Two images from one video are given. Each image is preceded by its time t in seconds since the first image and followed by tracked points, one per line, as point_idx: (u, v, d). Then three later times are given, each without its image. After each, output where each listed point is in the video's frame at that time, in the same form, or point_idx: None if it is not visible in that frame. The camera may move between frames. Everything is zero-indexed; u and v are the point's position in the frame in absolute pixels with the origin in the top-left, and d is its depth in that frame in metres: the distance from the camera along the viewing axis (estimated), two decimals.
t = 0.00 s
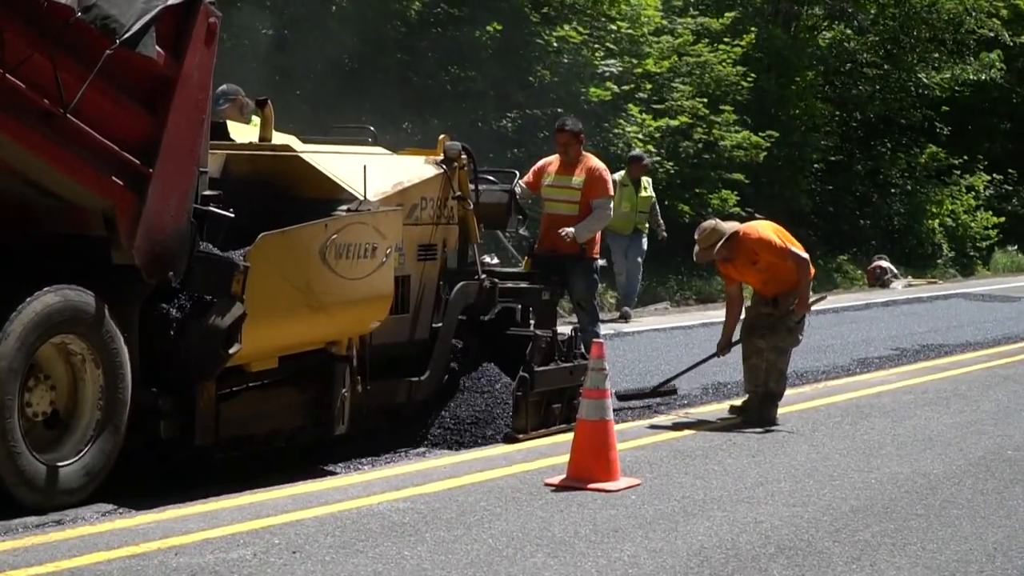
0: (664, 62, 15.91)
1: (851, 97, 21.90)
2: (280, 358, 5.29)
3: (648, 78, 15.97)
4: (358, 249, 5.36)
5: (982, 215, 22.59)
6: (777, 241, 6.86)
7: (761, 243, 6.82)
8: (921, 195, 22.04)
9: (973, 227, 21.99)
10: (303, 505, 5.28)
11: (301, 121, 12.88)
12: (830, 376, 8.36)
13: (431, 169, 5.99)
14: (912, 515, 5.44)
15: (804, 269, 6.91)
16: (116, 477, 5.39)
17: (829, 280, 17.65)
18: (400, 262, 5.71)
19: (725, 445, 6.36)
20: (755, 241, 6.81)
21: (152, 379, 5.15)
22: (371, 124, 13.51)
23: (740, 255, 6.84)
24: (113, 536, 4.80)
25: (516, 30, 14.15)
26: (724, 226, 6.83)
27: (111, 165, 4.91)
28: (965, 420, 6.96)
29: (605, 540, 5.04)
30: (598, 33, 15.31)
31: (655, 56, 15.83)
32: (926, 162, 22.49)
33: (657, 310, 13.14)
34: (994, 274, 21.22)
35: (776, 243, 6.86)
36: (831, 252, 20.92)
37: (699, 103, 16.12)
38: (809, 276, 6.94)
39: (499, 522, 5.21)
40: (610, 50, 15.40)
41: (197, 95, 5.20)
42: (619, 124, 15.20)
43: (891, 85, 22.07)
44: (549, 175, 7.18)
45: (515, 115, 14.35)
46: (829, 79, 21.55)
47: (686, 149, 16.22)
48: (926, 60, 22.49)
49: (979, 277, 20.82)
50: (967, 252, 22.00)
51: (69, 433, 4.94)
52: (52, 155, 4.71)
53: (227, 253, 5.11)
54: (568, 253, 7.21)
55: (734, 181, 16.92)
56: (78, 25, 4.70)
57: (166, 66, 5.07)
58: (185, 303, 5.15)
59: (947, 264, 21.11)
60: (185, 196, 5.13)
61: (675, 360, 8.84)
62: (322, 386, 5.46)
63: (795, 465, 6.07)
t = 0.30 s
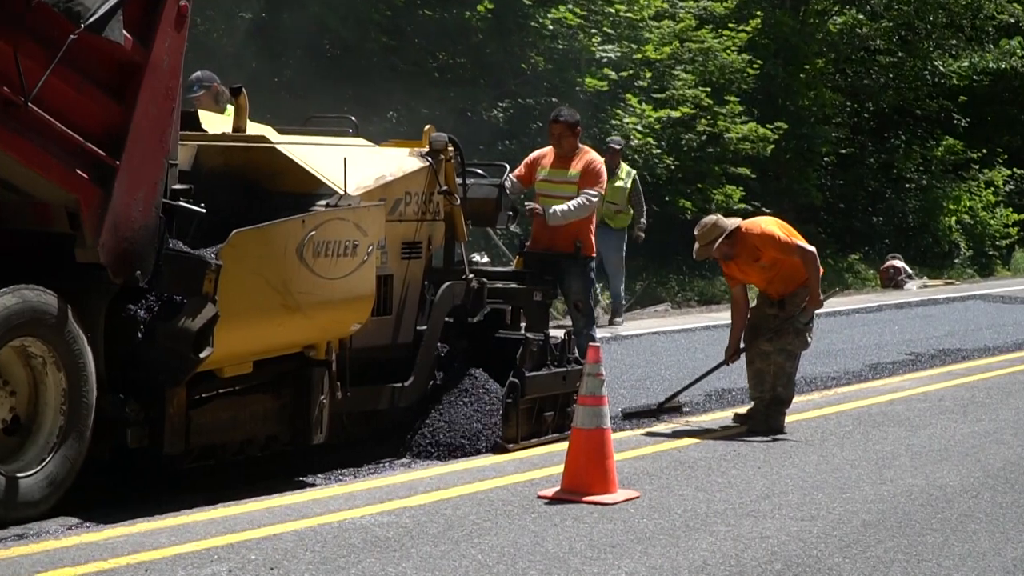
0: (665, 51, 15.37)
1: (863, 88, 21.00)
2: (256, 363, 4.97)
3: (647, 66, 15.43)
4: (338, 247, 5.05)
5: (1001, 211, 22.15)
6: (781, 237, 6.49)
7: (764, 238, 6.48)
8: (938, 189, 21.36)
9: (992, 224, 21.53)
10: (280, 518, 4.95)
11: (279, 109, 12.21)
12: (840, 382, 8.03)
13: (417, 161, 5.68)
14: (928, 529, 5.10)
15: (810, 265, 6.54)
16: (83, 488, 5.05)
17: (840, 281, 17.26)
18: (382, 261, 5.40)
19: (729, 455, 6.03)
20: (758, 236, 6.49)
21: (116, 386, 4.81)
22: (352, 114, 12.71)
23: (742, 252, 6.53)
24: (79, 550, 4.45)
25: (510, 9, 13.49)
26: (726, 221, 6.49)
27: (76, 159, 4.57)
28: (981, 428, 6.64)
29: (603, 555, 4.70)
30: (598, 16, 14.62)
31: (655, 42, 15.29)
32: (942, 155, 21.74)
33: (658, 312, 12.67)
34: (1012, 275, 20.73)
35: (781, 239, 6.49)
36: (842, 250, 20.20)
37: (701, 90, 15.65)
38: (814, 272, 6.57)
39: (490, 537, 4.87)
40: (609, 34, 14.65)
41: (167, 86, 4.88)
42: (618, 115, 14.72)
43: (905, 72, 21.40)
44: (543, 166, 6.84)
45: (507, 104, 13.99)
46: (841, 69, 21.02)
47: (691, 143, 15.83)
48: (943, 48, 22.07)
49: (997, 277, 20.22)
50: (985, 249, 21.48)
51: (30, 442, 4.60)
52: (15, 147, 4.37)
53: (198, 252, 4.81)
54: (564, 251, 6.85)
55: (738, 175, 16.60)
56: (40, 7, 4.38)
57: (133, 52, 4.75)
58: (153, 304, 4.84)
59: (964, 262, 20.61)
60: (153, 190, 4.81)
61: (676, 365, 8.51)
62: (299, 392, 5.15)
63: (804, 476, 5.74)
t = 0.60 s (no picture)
0: (664, 38, 14.60)
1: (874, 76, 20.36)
2: (227, 369, 4.68)
3: (645, 53, 14.52)
4: (315, 245, 4.75)
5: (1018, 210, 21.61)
6: (787, 236, 6.18)
7: (769, 237, 6.17)
8: (955, 185, 20.64)
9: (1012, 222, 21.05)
10: (255, 534, 4.65)
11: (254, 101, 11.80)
12: (849, 389, 7.71)
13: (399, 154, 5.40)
14: (944, 546, 4.78)
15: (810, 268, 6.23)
16: (46, 503, 4.75)
17: (850, 282, 16.82)
18: (361, 260, 5.12)
19: (732, 468, 5.72)
20: (764, 235, 6.18)
21: (80, 393, 4.50)
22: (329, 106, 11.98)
23: (746, 249, 6.22)
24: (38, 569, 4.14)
25: None
26: (730, 216, 6.17)
27: (36, 151, 4.25)
28: (997, 439, 6.32)
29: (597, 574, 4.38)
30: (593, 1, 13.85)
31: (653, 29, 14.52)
32: (959, 149, 21.02)
33: (656, 316, 12.25)
34: None
35: (788, 240, 6.18)
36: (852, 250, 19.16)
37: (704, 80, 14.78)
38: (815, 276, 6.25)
39: (478, 554, 4.56)
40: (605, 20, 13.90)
41: (133, 74, 4.55)
42: (613, 105, 14.07)
43: (919, 60, 20.95)
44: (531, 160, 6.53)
45: (496, 94, 13.05)
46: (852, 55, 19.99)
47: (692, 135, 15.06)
48: (961, 34, 21.79)
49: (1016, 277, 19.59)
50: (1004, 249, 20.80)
51: None
52: None
53: (166, 250, 4.48)
54: (554, 249, 6.53)
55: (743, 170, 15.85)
56: None
57: (96, 38, 4.42)
58: (118, 307, 4.47)
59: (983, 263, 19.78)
60: (118, 186, 4.47)
61: (673, 372, 8.15)
62: (273, 400, 4.86)
63: (812, 490, 5.42)
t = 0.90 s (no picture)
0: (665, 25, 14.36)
1: (889, 65, 19.55)
2: (199, 376, 4.40)
3: (646, 40, 14.32)
4: (292, 244, 4.48)
5: None
6: (796, 223, 5.89)
7: (776, 226, 5.88)
8: (975, 181, 20.11)
9: None
10: (231, 551, 4.35)
11: (232, 90, 11.46)
12: (864, 399, 7.40)
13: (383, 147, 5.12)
14: (963, 565, 4.47)
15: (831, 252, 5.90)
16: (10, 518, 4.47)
17: (865, 284, 16.43)
18: (342, 260, 4.85)
19: (738, 482, 5.42)
20: (770, 224, 5.89)
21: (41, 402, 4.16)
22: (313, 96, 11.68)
23: (753, 241, 5.93)
24: None
25: None
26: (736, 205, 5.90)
27: None
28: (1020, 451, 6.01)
29: None
30: None
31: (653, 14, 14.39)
32: (979, 142, 20.49)
33: (658, 319, 11.93)
34: None
35: (798, 226, 5.88)
36: (865, 249, 18.78)
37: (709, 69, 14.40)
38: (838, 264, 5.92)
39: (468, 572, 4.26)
40: (605, 6, 13.97)
41: (98, 60, 4.22)
42: (613, 95, 13.87)
43: (937, 48, 20.39)
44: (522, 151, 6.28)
45: (488, 84, 13.00)
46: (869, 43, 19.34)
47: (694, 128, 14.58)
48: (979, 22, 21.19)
49: None
50: None
51: None
52: None
53: (134, 249, 4.19)
54: (548, 248, 6.23)
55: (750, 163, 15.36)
56: None
57: (60, 22, 4.08)
58: (83, 309, 4.21)
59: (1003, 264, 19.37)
60: (83, 180, 4.17)
61: (679, 380, 7.86)
62: (248, 406, 4.58)
63: (823, 506, 5.12)
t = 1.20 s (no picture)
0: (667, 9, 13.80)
1: (905, 52, 19.21)
2: (169, 381, 4.16)
3: (647, 25, 13.76)
4: (269, 241, 4.22)
5: None
6: (806, 216, 5.60)
7: (785, 220, 5.61)
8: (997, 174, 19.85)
9: None
10: (205, 565, 4.07)
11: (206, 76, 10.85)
12: (877, 405, 7.12)
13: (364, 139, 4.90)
14: None
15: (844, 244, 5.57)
16: None
17: (878, 284, 16.10)
18: (321, 258, 4.63)
19: (745, 494, 5.15)
20: (779, 218, 5.63)
21: None
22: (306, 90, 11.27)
23: (760, 237, 5.69)
24: None
25: None
26: (742, 198, 5.65)
27: None
28: None
29: None
30: None
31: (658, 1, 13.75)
32: (1001, 133, 20.28)
33: (660, 322, 11.63)
34: None
35: (807, 218, 5.59)
36: (879, 248, 18.42)
37: (714, 57, 14.06)
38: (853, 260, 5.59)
39: None
40: None
41: (63, 45, 3.89)
42: (613, 84, 13.25)
43: (957, 34, 19.71)
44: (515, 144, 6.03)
45: (479, 71, 12.40)
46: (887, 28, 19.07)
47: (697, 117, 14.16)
48: (1003, 8, 20.30)
49: None
50: None
51: None
52: None
53: (103, 248, 3.84)
54: (540, 246, 5.98)
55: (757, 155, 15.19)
56: None
57: (23, 4, 3.76)
58: (47, 310, 3.81)
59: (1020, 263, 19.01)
60: (47, 174, 3.81)
61: (684, 386, 7.58)
62: (222, 413, 4.32)
63: (833, 519, 4.85)
